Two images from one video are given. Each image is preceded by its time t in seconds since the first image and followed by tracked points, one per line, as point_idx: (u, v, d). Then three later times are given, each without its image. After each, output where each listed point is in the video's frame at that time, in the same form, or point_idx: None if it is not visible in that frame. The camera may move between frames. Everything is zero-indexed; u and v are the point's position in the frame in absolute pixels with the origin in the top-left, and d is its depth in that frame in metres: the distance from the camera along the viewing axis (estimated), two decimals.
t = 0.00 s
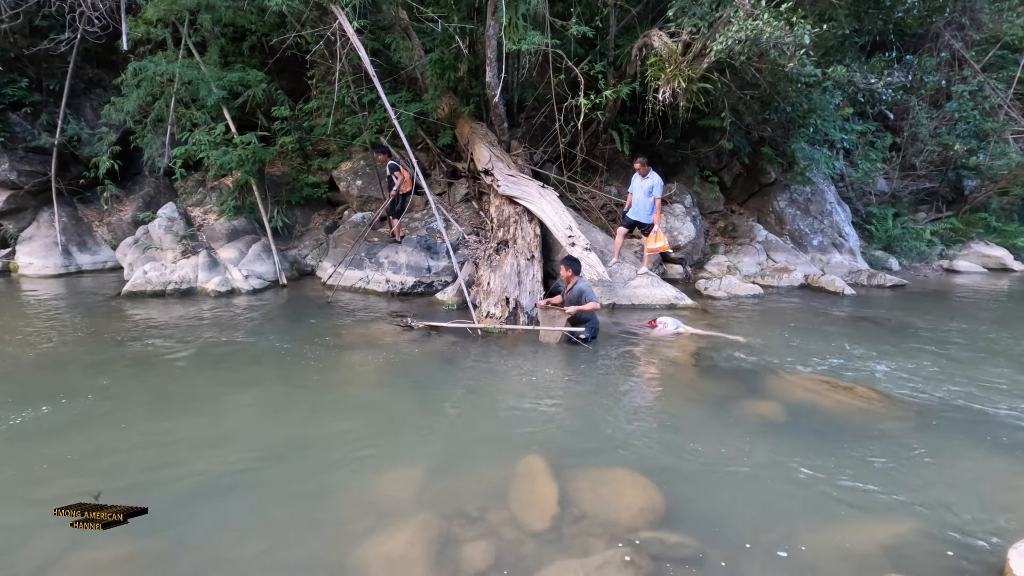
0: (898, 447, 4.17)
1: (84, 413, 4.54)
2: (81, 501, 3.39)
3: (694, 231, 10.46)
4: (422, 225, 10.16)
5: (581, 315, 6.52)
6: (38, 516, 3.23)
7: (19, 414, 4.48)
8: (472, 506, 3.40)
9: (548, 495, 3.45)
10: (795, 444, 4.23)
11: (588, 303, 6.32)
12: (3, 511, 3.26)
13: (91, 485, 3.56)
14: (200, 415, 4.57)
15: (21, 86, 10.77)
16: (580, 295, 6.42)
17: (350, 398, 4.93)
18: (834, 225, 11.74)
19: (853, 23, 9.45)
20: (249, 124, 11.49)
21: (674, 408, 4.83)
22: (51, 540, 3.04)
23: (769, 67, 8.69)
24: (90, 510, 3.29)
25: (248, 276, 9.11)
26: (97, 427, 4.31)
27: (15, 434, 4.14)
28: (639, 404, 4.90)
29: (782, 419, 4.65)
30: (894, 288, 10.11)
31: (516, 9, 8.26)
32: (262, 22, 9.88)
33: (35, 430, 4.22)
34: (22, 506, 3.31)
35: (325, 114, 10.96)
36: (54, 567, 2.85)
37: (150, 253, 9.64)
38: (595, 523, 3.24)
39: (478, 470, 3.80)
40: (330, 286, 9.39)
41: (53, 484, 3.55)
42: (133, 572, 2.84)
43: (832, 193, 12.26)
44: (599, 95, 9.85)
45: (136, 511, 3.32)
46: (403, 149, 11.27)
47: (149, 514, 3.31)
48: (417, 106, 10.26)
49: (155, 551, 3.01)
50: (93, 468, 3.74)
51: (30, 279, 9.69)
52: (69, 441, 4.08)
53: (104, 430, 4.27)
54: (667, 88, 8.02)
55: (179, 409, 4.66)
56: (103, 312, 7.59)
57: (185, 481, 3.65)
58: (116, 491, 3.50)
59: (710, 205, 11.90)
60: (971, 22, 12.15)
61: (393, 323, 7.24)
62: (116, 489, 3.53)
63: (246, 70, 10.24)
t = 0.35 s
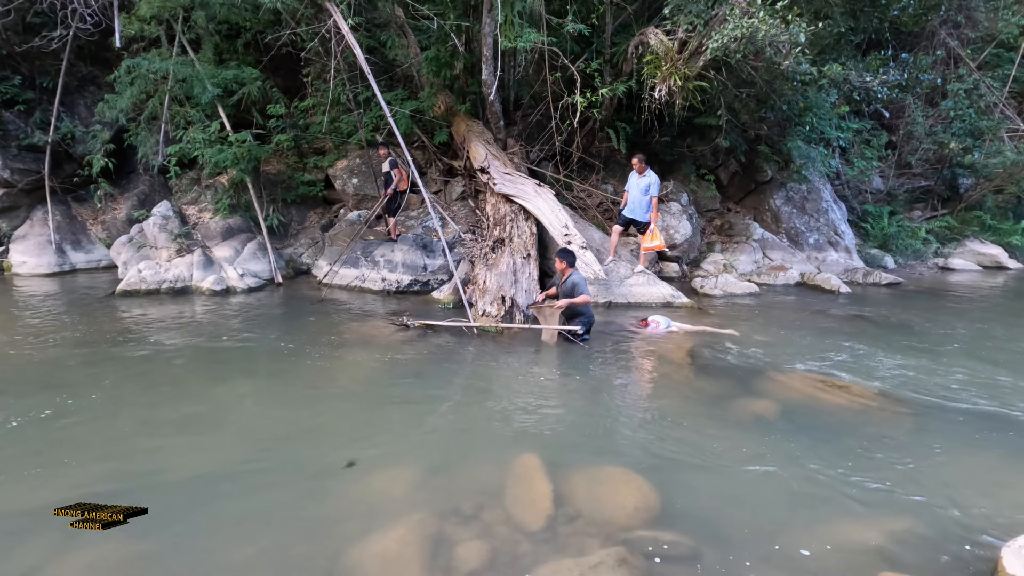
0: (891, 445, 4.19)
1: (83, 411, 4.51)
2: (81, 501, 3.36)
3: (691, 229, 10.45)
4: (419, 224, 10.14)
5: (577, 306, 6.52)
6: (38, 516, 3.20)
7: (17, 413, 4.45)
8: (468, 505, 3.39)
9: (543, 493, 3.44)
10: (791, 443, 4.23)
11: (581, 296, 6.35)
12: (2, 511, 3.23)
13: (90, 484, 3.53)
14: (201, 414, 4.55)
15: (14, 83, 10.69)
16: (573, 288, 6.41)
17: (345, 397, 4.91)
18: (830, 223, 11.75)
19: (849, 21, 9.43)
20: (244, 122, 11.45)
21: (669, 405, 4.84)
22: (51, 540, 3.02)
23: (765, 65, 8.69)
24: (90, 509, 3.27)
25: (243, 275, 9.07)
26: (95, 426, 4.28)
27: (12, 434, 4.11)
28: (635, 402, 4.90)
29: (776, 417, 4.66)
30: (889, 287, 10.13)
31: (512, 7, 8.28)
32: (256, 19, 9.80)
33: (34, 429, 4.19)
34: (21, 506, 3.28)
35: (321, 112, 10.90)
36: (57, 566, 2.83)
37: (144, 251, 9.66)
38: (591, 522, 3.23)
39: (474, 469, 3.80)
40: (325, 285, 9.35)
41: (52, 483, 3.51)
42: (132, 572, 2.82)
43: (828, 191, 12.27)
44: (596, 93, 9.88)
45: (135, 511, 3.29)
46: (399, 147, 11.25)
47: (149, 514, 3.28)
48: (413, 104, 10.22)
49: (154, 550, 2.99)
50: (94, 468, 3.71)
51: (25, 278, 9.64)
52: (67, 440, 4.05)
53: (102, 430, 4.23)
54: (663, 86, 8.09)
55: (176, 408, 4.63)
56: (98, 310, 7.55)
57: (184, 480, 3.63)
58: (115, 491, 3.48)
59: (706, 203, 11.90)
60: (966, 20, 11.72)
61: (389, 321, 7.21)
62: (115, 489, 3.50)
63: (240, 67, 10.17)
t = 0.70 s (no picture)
0: (890, 442, 4.19)
1: (82, 410, 4.49)
2: (81, 501, 3.34)
3: (690, 227, 10.44)
4: (418, 222, 10.14)
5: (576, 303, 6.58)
6: (38, 516, 3.18)
7: (17, 412, 4.43)
8: (468, 503, 3.39)
9: (544, 490, 3.45)
10: (791, 440, 4.22)
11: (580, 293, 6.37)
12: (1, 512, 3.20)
13: (90, 484, 3.51)
14: (201, 412, 4.54)
15: (12, 81, 10.68)
16: (573, 284, 6.44)
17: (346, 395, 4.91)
18: (830, 221, 11.76)
19: (848, 18, 9.42)
20: (243, 120, 11.44)
21: (669, 402, 4.85)
22: (52, 540, 3.00)
23: (765, 63, 8.69)
24: (91, 509, 3.25)
25: (242, 273, 9.07)
26: (95, 425, 4.26)
27: (11, 433, 4.08)
28: (636, 400, 4.89)
29: (776, 414, 4.66)
30: (888, 284, 10.14)
31: (511, 4, 8.27)
32: (255, 17, 9.79)
33: (33, 429, 4.17)
34: (21, 506, 3.26)
35: (320, 110, 10.88)
36: (57, 566, 2.81)
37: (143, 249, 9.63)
38: (591, 519, 3.24)
39: (474, 466, 3.80)
40: (325, 283, 9.33)
41: (52, 483, 3.49)
42: (133, 571, 2.80)
43: (827, 189, 12.27)
44: (595, 91, 9.84)
45: (136, 511, 3.27)
46: (398, 145, 11.29)
47: (150, 513, 3.26)
48: (413, 102, 10.19)
49: (155, 549, 2.97)
50: (94, 467, 3.69)
51: (23, 276, 9.61)
52: (66, 439, 4.03)
53: (102, 429, 4.21)
54: (664, 83, 8.06)
55: (176, 407, 4.62)
56: (97, 309, 7.53)
57: (184, 479, 3.61)
58: (115, 490, 3.46)
59: (706, 201, 11.92)
60: (966, 18, 11.99)
61: (389, 319, 7.22)
62: (115, 488, 3.48)
63: (239, 65, 10.15)
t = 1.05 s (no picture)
0: (892, 441, 4.19)
1: (82, 410, 4.50)
2: (81, 501, 3.34)
3: (691, 226, 10.44)
4: (419, 221, 10.15)
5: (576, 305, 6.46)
6: (38, 516, 3.18)
7: (17, 412, 4.44)
8: (470, 500, 3.40)
9: (545, 488, 3.46)
10: (791, 439, 4.23)
11: (577, 295, 6.34)
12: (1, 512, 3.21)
13: (90, 484, 3.51)
14: (202, 411, 4.55)
15: (14, 81, 10.69)
16: (572, 285, 6.41)
17: (347, 393, 4.92)
18: (831, 220, 11.78)
19: (851, 16, 9.38)
20: (244, 119, 11.45)
21: (670, 401, 4.85)
22: (52, 540, 3.00)
23: (767, 61, 8.68)
24: (90, 510, 3.25)
25: (244, 272, 9.10)
26: (95, 424, 4.27)
27: (11, 433, 4.09)
28: (637, 398, 4.90)
29: (778, 413, 4.67)
30: (890, 283, 10.14)
31: (512, 3, 8.27)
32: (256, 16, 9.79)
33: (32, 428, 4.18)
34: (21, 506, 3.27)
35: (321, 109, 10.88)
36: (57, 567, 2.81)
37: (145, 249, 9.60)
38: (592, 516, 3.25)
39: (475, 465, 3.81)
40: (326, 282, 9.34)
41: (52, 483, 3.50)
42: (133, 571, 2.81)
43: (828, 188, 12.27)
44: (596, 90, 9.82)
45: (136, 511, 3.27)
46: (400, 144, 11.34)
47: (150, 513, 3.26)
48: (414, 101, 10.16)
49: (156, 548, 2.98)
50: (94, 467, 3.70)
51: (26, 276, 9.64)
52: (67, 439, 4.03)
53: (102, 428, 4.21)
54: (665, 82, 8.04)
55: (178, 406, 4.63)
56: (99, 308, 7.55)
57: (185, 478, 3.61)
58: (115, 491, 3.46)
59: (707, 200, 11.92)
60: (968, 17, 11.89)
61: (390, 318, 7.23)
62: (115, 488, 3.49)
63: (240, 64, 10.15)
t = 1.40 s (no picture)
0: (893, 439, 4.20)
1: (83, 409, 4.50)
2: (81, 500, 3.33)
3: (693, 224, 10.43)
4: (421, 219, 10.15)
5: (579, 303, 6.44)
6: (37, 516, 3.16)
7: (18, 410, 4.44)
8: (472, 498, 3.41)
9: (547, 486, 3.47)
10: (793, 437, 4.24)
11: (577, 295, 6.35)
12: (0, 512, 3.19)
13: (89, 484, 3.49)
14: (204, 410, 4.55)
15: (16, 79, 10.64)
16: (572, 284, 6.41)
17: (349, 391, 4.93)
18: (833, 218, 11.78)
19: (853, 15, 9.33)
20: (246, 117, 11.45)
21: (671, 399, 4.87)
22: (51, 540, 2.99)
23: (768, 60, 8.68)
24: (90, 509, 3.23)
25: (246, 270, 9.11)
26: (96, 423, 4.26)
27: (12, 432, 4.08)
28: (638, 396, 4.91)
29: (779, 411, 4.68)
30: (892, 282, 10.13)
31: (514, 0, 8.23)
32: (258, 14, 9.81)
33: (33, 427, 4.17)
34: (21, 506, 3.25)
35: (323, 107, 10.88)
36: (57, 567, 2.80)
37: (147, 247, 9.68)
38: (595, 514, 3.26)
39: (476, 463, 3.82)
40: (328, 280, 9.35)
41: (51, 482, 3.49)
42: (133, 571, 2.80)
43: (830, 186, 12.27)
44: (598, 88, 9.81)
45: (136, 511, 3.25)
46: (402, 142, 11.34)
47: (150, 513, 3.25)
48: (415, 99, 10.16)
49: (158, 548, 2.98)
50: (94, 466, 3.68)
51: (28, 273, 9.67)
52: (67, 438, 4.03)
53: (102, 427, 4.21)
54: (666, 81, 8.03)
55: (179, 404, 4.63)
56: (101, 306, 7.56)
57: (188, 477, 3.62)
58: (114, 490, 3.45)
59: (708, 198, 11.95)
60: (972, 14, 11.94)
61: (392, 316, 7.24)
62: (115, 488, 3.47)
63: (242, 62, 10.16)
